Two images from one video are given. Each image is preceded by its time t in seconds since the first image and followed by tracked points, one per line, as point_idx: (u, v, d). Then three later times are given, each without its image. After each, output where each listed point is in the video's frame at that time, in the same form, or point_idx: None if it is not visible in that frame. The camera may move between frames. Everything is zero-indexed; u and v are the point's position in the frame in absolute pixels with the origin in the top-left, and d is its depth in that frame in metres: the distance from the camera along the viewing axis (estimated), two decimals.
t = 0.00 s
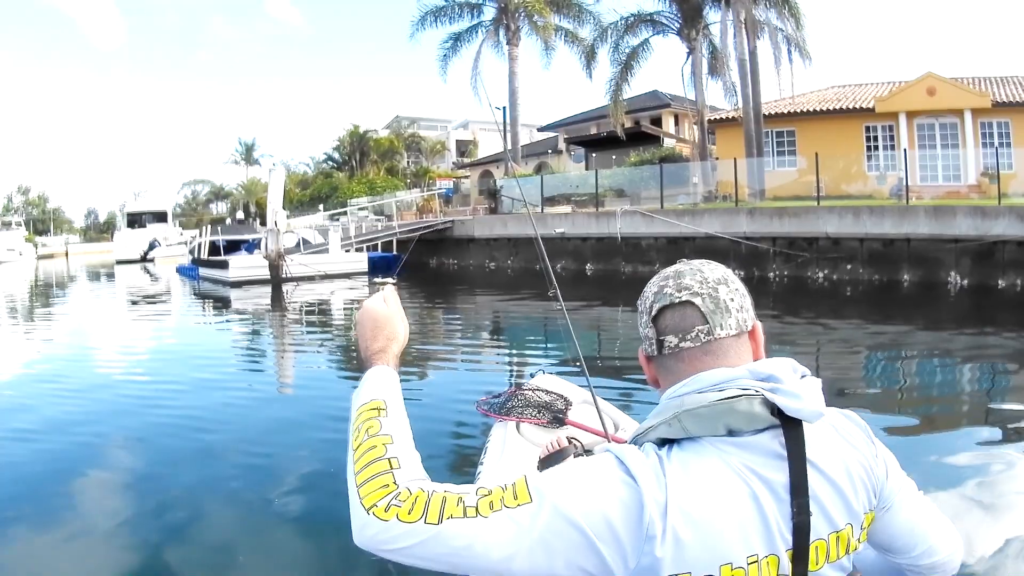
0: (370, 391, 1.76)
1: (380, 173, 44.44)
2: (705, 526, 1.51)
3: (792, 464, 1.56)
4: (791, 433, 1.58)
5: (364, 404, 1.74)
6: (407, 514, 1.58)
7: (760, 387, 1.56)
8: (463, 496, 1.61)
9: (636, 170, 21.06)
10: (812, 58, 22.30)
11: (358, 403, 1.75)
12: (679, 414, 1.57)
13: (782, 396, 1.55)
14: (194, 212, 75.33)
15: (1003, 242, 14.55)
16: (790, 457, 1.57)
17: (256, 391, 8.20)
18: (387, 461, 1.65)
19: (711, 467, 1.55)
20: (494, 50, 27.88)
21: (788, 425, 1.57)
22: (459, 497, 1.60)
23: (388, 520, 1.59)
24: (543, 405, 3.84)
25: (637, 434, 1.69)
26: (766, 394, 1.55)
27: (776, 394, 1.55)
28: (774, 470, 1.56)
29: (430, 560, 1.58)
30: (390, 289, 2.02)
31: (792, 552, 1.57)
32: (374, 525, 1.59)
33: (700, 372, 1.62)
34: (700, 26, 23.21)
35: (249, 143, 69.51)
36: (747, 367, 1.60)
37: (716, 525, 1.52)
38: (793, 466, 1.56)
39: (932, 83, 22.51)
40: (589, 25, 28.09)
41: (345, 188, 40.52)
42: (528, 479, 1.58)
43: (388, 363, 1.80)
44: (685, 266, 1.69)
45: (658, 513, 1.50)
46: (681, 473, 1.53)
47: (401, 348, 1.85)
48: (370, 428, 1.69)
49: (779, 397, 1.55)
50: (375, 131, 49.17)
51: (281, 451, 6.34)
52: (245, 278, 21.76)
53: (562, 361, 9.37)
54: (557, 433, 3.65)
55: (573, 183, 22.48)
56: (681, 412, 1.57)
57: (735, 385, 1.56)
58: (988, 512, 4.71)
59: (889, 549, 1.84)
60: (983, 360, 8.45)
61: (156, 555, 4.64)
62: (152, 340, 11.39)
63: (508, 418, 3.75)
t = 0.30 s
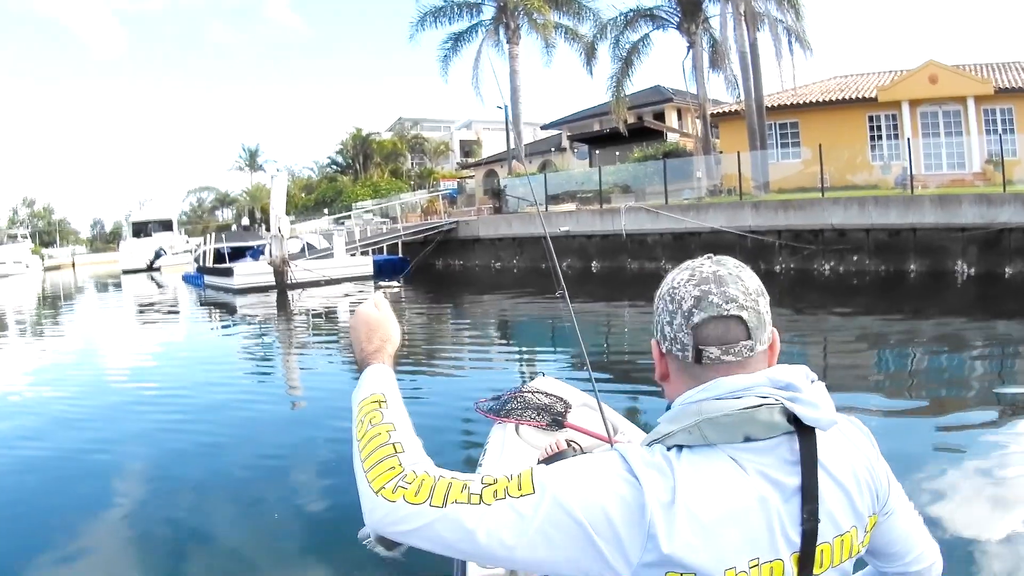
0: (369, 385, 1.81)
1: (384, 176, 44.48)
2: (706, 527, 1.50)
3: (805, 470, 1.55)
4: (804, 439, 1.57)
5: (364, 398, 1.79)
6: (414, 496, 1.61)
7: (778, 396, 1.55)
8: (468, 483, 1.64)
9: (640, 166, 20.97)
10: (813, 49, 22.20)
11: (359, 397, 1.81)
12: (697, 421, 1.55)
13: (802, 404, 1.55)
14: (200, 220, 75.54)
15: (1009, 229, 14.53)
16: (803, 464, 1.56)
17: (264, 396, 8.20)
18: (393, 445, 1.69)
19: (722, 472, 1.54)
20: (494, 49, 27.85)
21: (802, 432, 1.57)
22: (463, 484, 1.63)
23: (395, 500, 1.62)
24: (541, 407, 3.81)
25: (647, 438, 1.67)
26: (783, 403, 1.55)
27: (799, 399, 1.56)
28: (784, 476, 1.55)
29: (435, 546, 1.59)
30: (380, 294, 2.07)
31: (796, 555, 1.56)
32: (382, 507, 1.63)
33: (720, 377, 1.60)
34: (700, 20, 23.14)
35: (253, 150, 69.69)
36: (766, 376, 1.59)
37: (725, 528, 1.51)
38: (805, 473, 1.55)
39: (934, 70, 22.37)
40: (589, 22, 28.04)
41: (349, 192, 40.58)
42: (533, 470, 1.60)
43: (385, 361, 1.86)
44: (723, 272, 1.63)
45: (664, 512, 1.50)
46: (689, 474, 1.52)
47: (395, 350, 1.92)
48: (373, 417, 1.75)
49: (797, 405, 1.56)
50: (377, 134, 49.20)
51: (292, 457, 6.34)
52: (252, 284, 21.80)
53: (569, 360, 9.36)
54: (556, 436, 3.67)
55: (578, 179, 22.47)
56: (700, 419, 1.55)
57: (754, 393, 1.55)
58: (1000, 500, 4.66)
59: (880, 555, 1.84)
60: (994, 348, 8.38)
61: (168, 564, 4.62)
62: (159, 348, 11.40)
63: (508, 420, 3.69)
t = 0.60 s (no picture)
0: (381, 385, 1.90)
1: (390, 176, 44.55)
2: (713, 535, 1.48)
3: (811, 479, 1.54)
4: (810, 448, 1.56)
5: (377, 398, 1.88)
6: (420, 492, 1.67)
7: (789, 406, 1.55)
8: (474, 485, 1.68)
9: (646, 164, 20.94)
10: (818, 44, 22.12)
11: (373, 398, 1.90)
12: (711, 431, 1.52)
13: (809, 416, 1.55)
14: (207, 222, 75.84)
15: (1017, 224, 14.45)
16: (810, 472, 1.55)
17: (271, 398, 8.22)
18: (402, 444, 1.77)
19: (733, 480, 1.51)
20: (499, 47, 27.87)
21: (811, 443, 1.56)
22: (470, 485, 1.67)
23: (401, 497, 1.69)
24: (540, 408, 3.58)
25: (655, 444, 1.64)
26: (793, 413, 1.54)
27: (808, 413, 1.55)
28: (790, 485, 1.54)
29: (441, 544, 1.64)
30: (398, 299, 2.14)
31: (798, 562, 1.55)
32: (390, 501, 1.70)
33: (731, 387, 1.59)
34: (704, 15, 23.07)
35: (260, 151, 69.97)
36: (776, 388, 1.58)
37: (734, 536, 1.50)
38: (811, 480, 1.54)
39: (939, 64, 22.24)
40: (594, 20, 28.00)
41: (355, 192, 40.69)
42: (537, 473, 1.61)
43: (397, 363, 1.94)
44: (740, 282, 1.61)
45: (670, 519, 1.48)
46: (700, 482, 1.50)
47: (407, 351, 1.99)
48: (384, 417, 1.83)
49: (806, 416, 1.55)
50: (383, 133, 49.31)
51: (299, 458, 6.36)
52: (258, 285, 21.87)
53: (575, 360, 9.36)
54: (556, 439, 3.64)
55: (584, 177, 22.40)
56: (716, 429, 1.51)
57: (766, 403, 1.55)
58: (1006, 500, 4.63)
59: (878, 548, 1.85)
60: (1002, 345, 8.33)
61: (177, 565, 4.65)
62: (166, 351, 11.44)
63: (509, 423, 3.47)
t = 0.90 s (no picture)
0: (415, 382, 1.84)
1: (396, 175, 44.59)
2: (772, 523, 1.56)
3: (847, 462, 1.65)
4: (846, 434, 1.66)
5: (412, 393, 1.82)
6: (462, 480, 1.63)
7: (833, 395, 1.62)
8: (515, 474, 1.64)
9: (652, 165, 20.90)
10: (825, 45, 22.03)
11: (406, 393, 1.83)
12: (771, 426, 1.56)
13: (852, 406, 1.64)
14: (212, 219, 76.00)
15: None
16: (845, 456, 1.65)
17: (276, 394, 8.23)
18: (441, 432, 1.71)
19: (784, 471, 1.58)
20: (505, 47, 27.85)
21: (848, 429, 1.65)
22: (513, 474, 1.63)
23: (442, 485, 1.64)
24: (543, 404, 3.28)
25: (694, 435, 1.64)
26: (839, 402, 1.62)
27: (849, 403, 1.65)
28: (830, 470, 1.64)
29: (486, 535, 1.61)
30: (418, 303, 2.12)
31: (832, 536, 1.69)
32: (431, 490, 1.65)
33: (779, 377, 1.62)
34: (711, 16, 22.99)
35: (265, 150, 70.11)
36: (819, 377, 1.64)
37: (786, 526, 1.58)
38: (846, 464, 1.65)
39: (946, 67, 22.13)
40: (600, 20, 27.97)
41: (361, 191, 40.72)
42: (584, 466, 1.59)
43: (428, 362, 1.90)
44: (778, 267, 1.67)
45: (733, 511, 1.53)
46: (756, 475, 1.54)
47: (436, 352, 1.96)
48: (420, 409, 1.77)
49: (851, 406, 1.64)
50: (389, 133, 49.34)
51: (305, 454, 6.34)
52: (262, 283, 21.88)
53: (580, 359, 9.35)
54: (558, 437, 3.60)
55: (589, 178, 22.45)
56: (775, 425, 1.55)
57: (813, 393, 1.59)
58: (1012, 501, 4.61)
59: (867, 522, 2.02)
60: (1010, 348, 8.28)
61: (183, 557, 4.66)
62: (171, 347, 11.46)
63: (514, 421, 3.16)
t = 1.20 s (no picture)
0: (430, 371, 1.83)
1: (401, 172, 44.66)
2: (781, 525, 1.55)
3: (849, 455, 1.68)
4: (847, 423, 1.71)
5: (426, 382, 1.80)
6: (466, 478, 1.61)
7: (838, 393, 1.62)
8: (521, 472, 1.63)
9: (658, 164, 20.88)
10: (832, 46, 21.96)
11: (421, 382, 1.82)
12: (781, 432, 1.55)
13: (854, 399, 1.67)
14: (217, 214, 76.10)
15: None
16: (848, 449, 1.69)
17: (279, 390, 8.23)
18: (449, 426, 1.69)
19: (795, 473, 1.58)
20: (512, 45, 27.84)
21: (849, 417, 1.71)
22: (519, 473, 1.62)
23: (447, 481, 1.62)
24: (545, 401, 3.01)
25: (697, 437, 1.62)
26: (843, 398, 1.63)
27: (851, 397, 1.69)
28: (834, 467, 1.66)
29: (492, 534, 1.60)
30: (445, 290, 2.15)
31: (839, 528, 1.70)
32: (435, 486, 1.63)
33: (784, 376, 1.61)
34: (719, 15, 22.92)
35: (271, 146, 70.16)
36: (824, 374, 1.63)
37: (797, 526, 1.58)
38: (849, 456, 1.68)
39: (954, 69, 22.01)
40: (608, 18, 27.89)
41: (366, 188, 40.74)
42: (592, 467, 1.58)
43: (450, 350, 1.90)
44: (773, 261, 1.66)
45: (744, 513, 1.52)
46: (767, 479, 1.54)
47: (457, 339, 1.95)
48: (432, 400, 1.75)
49: (853, 398, 1.68)
50: (395, 130, 49.33)
51: (307, 451, 6.33)
52: (266, 279, 21.90)
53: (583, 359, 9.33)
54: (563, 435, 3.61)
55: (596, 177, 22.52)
56: (783, 430, 1.55)
57: (818, 392, 1.59)
58: (1014, 508, 4.61)
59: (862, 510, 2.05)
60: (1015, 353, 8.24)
61: (185, 553, 4.67)
62: (175, 342, 11.50)
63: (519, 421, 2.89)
